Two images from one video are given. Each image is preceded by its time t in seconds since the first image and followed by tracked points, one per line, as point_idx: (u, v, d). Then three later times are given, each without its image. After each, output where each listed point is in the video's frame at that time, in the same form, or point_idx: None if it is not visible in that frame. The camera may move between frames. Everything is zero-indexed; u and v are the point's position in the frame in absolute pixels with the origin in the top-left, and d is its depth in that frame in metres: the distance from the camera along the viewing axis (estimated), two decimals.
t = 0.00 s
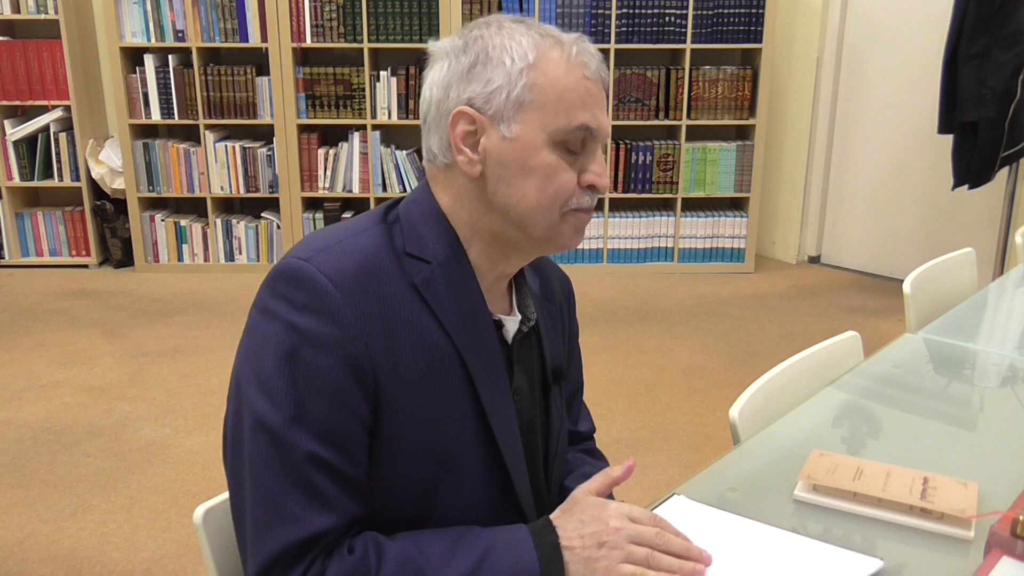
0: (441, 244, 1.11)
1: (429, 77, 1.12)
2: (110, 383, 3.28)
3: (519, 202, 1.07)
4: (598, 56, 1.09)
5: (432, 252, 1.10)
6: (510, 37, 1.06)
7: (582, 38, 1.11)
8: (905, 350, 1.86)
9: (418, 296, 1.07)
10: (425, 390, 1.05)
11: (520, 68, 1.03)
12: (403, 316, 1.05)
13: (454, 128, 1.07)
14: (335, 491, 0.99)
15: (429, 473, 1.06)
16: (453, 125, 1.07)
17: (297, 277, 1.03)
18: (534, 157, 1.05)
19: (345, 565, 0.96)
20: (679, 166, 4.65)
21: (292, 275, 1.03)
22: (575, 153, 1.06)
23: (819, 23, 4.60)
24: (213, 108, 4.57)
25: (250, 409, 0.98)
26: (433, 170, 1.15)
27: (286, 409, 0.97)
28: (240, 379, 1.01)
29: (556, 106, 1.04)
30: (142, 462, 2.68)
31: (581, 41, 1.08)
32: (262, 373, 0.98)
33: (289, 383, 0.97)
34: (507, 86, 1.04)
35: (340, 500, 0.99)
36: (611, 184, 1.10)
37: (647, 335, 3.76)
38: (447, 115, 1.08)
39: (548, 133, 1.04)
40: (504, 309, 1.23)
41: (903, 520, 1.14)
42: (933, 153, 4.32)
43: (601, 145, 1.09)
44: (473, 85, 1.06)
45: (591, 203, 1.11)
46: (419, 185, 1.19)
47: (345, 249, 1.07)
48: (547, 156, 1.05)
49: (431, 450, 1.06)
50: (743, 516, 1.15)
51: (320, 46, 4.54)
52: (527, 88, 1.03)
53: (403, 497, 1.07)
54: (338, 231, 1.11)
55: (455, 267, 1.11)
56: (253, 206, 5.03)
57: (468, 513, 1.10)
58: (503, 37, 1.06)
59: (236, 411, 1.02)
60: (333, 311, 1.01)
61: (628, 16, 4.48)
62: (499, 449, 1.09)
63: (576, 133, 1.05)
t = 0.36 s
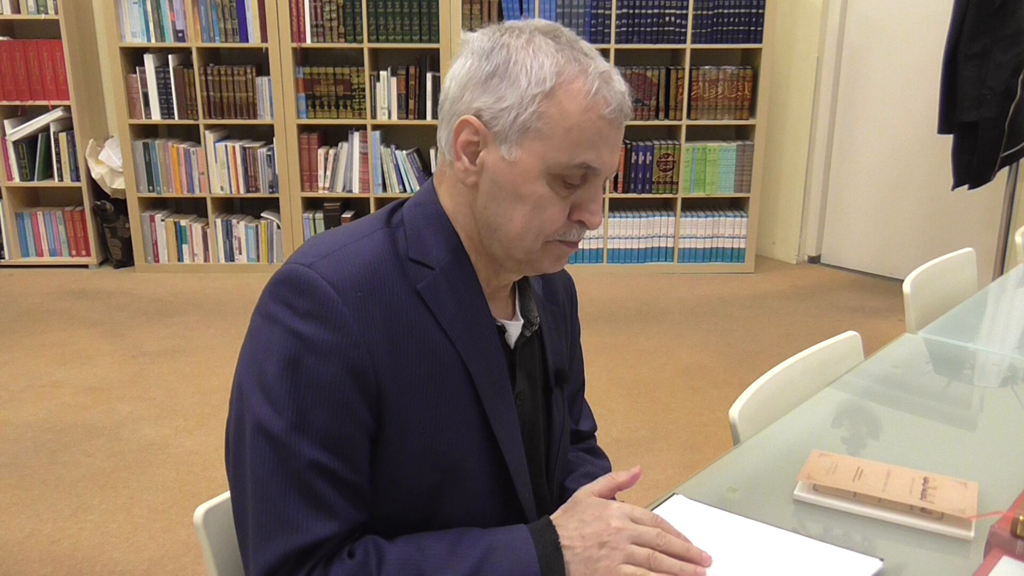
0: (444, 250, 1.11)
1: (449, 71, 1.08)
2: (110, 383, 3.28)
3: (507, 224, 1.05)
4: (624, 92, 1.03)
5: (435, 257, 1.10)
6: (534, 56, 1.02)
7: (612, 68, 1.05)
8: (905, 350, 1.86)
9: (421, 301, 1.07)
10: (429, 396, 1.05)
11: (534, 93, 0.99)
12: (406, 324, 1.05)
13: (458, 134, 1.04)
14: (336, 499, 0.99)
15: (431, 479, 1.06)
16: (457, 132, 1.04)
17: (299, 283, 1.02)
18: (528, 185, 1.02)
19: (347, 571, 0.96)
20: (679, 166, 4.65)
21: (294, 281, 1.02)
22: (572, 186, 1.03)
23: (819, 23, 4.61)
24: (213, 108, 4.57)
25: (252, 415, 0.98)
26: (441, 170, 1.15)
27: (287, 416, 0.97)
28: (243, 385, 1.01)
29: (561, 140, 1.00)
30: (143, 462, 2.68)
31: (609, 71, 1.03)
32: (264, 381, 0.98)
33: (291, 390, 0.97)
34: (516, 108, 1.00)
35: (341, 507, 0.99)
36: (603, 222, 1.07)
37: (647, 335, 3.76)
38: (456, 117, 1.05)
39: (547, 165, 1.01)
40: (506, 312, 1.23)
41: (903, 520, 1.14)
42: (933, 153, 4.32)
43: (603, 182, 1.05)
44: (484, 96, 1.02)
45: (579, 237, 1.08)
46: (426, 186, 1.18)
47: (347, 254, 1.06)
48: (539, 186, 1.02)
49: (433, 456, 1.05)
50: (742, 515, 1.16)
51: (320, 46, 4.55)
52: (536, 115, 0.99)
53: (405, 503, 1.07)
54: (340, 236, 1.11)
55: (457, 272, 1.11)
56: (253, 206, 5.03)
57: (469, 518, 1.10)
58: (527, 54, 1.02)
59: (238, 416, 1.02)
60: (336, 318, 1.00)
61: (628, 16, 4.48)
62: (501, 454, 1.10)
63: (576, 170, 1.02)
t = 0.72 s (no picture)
0: (430, 256, 1.11)
1: (422, 74, 1.07)
2: (110, 383, 3.28)
3: (481, 234, 1.06)
4: (598, 92, 1.01)
5: (422, 263, 1.10)
6: (498, 61, 1.00)
7: (586, 67, 1.02)
8: (905, 350, 1.86)
9: (408, 307, 1.07)
10: (418, 403, 1.05)
11: (499, 100, 0.98)
12: (393, 330, 1.05)
13: (428, 143, 1.04)
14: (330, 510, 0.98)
15: (424, 485, 1.06)
16: (427, 142, 1.04)
17: (283, 297, 1.01)
18: (496, 195, 1.01)
19: None
20: (679, 166, 4.65)
21: (278, 294, 1.02)
22: (544, 194, 1.02)
23: (818, 23, 4.61)
24: (213, 108, 4.57)
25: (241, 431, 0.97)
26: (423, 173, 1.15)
27: (277, 430, 0.96)
28: (230, 401, 1.00)
29: (526, 151, 0.98)
30: (143, 462, 2.68)
31: (580, 71, 1.01)
32: (251, 396, 0.97)
33: (279, 404, 0.97)
34: (482, 117, 0.99)
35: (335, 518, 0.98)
36: (577, 228, 1.06)
37: (647, 335, 3.76)
38: (426, 125, 1.05)
39: (515, 175, 1.00)
40: (497, 312, 1.24)
41: (904, 521, 1.14)
42: (933, 153, 4.32)
43: (578, 185, 1.03)
44: (451, 104, 1.01)
45: (554, 244, 1.08)
46: (409, 188, 1.18)
47: (331, 263, 1.06)
48: (507, 198, 1.01)
49: (425, 462, 1.05)
50: (742, 515, 1.15)
51: (320, 47, 4.55)
52: (502, 125, 0.98)
53: (398, 511, 1.06)
54: (323, 244, 1.10)
55: (444, 276, 1.11)
56: (253, 206, 5.03)
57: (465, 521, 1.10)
58: (493, 59, 1.00)
59: (226, 432, 1.01)
60: (323, 329, 1.00)
61: (628, 16, 4.48)
62: (493, 457, 1.10)
63: (547, 179, 1.00)
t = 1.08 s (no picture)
0: (414, 258, 1.11)
1: (383, 78, 1.08)
2: (110, 383, 3.28)
3: (474, 222, 1.06)
4: (561, 61, 1.04)
5: (407, 265, 1.10)
6: (462, 47, 1.01)
7: (543, 40, 1.05)
8: (905, 350, 1.86)
9: (396, 311, 1.07)
10: (406, 406, 1.05)
11: (469, 85, 1.00)
12: (381, 334, 1.05)
13: (405, 144, 1.05)
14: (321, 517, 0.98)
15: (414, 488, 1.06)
16: (404, 142, 1.05)
17: (271, 306, 1.01)
18: (483, 180, 1.03)
19: None
20: (679, 166, 4.65)
21: (265, 303, 1.01)
22: (530, 169, 1.04)
23: (818, 22, 4.61)
24: (213, 108, 4.57)
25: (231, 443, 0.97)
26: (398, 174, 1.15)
27: (268, 441, 0.95)
28: (220, 411, 0.99)
29: (506, 128, 1.00)
30: (142, 462, 2.68)
31: (541, 45, 1.03)
32: (241, 407, 0.97)
33: (270, 414, 0.96)
34: (455, 104, 1.00)
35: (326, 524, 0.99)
36: (568, 200, 1.08)
37: (646, 335, 3.76)
38: (398, 126, 1.06)
39: (497, 156, 1.01)
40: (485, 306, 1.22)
41: (903, 521, 1.14)
42: (933, 153, 4.32)
43: (561, 156, 1.05)
44: (422, 99, 1.02)
45: (548, 220, 1.09)
46: (387, 190, 1.18)
47: (318, 268, 1.05)
48: (497, 179, 1.03)
49: (414, 465, 1.05)
50: (741, 515, 1.15)
51: (320, 47, 4.55)
52: (477, 107, 1.00)
53: (388, 515, 1.06)
54: (309, 249, 1.09)
55: (429, 278, 1.11)
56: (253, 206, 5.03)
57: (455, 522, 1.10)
58: (455, 47, 1.02)
59: (215, 443, 1.00)
60: (311, 336, 0.99)
61: (628, 16, 4.48)
62: (483, 458, 1.10)
63: (529, 153, 1.02)
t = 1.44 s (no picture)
0: (400, 253, 1.11)
1: (364, 78, 1.10)
2: (110, 383, 3.28)
3: (460, 207, 1.07)
4: (530, 38, 1.06)
5: (393, 260, 1.10)
6: (435, 35, 1.03)
7: (513, 23, 1.06)
8: (905, 350, 1.86)
9: (382, 304, 1.07)
10: (391, 399, 1.05)
11: (445, 69, 1.01)
12: (365, 328, 1.05)
13: (388, 135, 1.07)
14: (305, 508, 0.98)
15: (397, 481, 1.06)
16: (387, 133, 1.07)
17: (256, 298, 1.01)
18: (469, 160, 1.04)
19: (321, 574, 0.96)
20: (679, 166, 4.65)
21: (251, 296, 1.01)
22: (513, 147, 1.05)
23: (819, 22, 4.61)
24: (213, 108, 4.57)
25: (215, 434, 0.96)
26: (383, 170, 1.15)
27: (252, 431, 0.95)
28: (207, 403, 0.99)
29: (485, 106, 1.02)
30: (142, 462, 2.68)
31: (511, 27, 1.05)
32: (227, 397, 0.97)
33: (255, 404, 0.96)
34: (434, 89, 1.02)
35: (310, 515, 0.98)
36: (555, 175, 1.09)
37: (646, 335, 3.76)
38: (380, 120, 1.08)
39: (481, 134, 1.03)
40: (474, 301, 1.22)
41: (903, 521, 1.14)
42: (933, 153, 4.32)
43: (542, 134, 1.07)
44: (402, 90, 1.04)
45: (535, 197, 1.09)
46: (375, 187, 1.18)
47: (303, 262, 1.05)
48: (482, 158, 1.04)
49: (398, 458, 1.05)
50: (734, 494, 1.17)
51: (320, 46, 4.54)
52: (454, 90, 1.01)
53: (372, 509, 1.06)
54: (295, 244, 1.09)
55: (416, 273, 1.11)
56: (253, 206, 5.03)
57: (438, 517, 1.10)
58: (428, 36, 1.03)
59: (201, 435, 1.00)
60: (296, 328, 1.00)
61: (628, 16, 4.48)
62: (467, 451, 1.10)
63: (512, 129, 1.03)
